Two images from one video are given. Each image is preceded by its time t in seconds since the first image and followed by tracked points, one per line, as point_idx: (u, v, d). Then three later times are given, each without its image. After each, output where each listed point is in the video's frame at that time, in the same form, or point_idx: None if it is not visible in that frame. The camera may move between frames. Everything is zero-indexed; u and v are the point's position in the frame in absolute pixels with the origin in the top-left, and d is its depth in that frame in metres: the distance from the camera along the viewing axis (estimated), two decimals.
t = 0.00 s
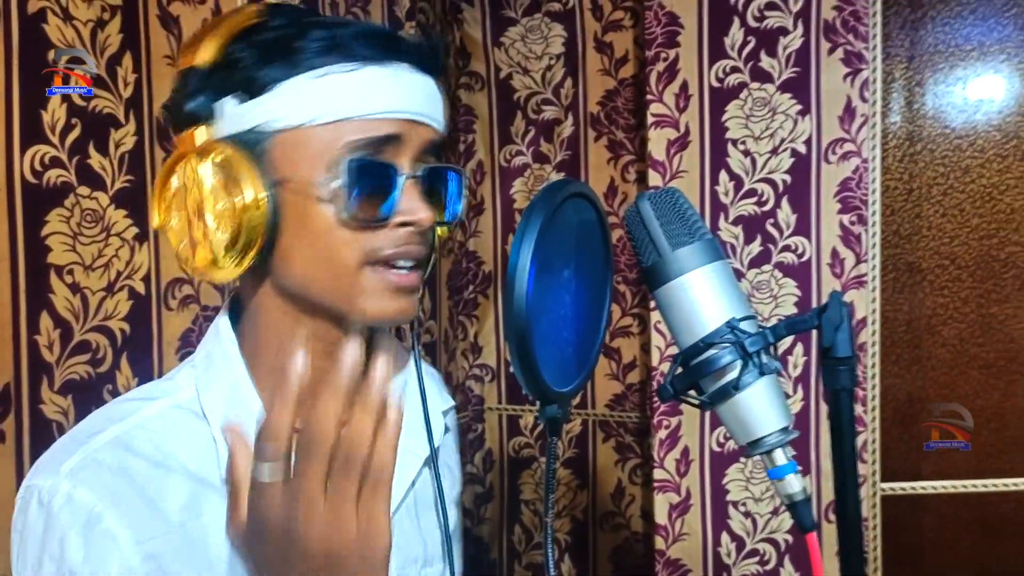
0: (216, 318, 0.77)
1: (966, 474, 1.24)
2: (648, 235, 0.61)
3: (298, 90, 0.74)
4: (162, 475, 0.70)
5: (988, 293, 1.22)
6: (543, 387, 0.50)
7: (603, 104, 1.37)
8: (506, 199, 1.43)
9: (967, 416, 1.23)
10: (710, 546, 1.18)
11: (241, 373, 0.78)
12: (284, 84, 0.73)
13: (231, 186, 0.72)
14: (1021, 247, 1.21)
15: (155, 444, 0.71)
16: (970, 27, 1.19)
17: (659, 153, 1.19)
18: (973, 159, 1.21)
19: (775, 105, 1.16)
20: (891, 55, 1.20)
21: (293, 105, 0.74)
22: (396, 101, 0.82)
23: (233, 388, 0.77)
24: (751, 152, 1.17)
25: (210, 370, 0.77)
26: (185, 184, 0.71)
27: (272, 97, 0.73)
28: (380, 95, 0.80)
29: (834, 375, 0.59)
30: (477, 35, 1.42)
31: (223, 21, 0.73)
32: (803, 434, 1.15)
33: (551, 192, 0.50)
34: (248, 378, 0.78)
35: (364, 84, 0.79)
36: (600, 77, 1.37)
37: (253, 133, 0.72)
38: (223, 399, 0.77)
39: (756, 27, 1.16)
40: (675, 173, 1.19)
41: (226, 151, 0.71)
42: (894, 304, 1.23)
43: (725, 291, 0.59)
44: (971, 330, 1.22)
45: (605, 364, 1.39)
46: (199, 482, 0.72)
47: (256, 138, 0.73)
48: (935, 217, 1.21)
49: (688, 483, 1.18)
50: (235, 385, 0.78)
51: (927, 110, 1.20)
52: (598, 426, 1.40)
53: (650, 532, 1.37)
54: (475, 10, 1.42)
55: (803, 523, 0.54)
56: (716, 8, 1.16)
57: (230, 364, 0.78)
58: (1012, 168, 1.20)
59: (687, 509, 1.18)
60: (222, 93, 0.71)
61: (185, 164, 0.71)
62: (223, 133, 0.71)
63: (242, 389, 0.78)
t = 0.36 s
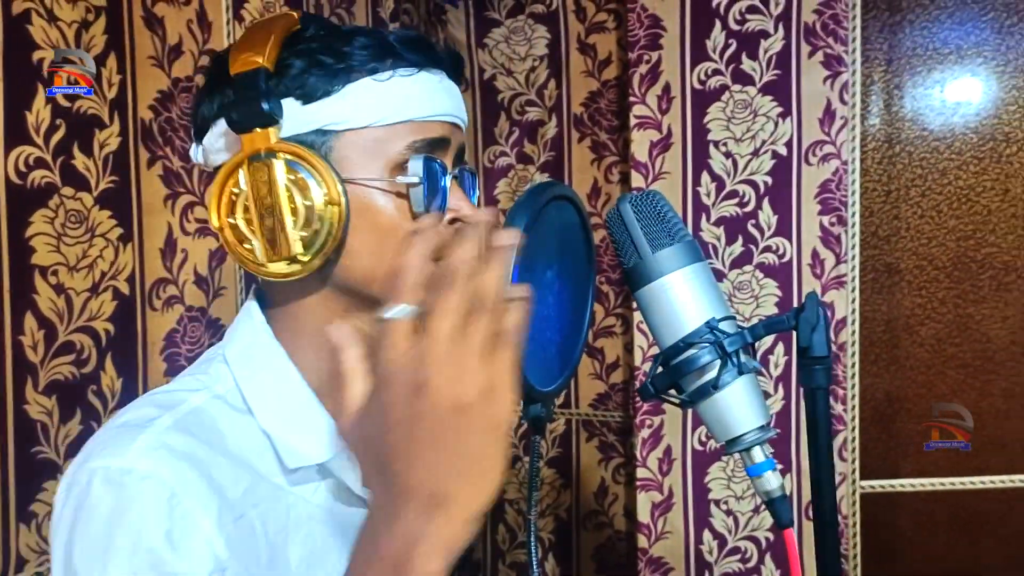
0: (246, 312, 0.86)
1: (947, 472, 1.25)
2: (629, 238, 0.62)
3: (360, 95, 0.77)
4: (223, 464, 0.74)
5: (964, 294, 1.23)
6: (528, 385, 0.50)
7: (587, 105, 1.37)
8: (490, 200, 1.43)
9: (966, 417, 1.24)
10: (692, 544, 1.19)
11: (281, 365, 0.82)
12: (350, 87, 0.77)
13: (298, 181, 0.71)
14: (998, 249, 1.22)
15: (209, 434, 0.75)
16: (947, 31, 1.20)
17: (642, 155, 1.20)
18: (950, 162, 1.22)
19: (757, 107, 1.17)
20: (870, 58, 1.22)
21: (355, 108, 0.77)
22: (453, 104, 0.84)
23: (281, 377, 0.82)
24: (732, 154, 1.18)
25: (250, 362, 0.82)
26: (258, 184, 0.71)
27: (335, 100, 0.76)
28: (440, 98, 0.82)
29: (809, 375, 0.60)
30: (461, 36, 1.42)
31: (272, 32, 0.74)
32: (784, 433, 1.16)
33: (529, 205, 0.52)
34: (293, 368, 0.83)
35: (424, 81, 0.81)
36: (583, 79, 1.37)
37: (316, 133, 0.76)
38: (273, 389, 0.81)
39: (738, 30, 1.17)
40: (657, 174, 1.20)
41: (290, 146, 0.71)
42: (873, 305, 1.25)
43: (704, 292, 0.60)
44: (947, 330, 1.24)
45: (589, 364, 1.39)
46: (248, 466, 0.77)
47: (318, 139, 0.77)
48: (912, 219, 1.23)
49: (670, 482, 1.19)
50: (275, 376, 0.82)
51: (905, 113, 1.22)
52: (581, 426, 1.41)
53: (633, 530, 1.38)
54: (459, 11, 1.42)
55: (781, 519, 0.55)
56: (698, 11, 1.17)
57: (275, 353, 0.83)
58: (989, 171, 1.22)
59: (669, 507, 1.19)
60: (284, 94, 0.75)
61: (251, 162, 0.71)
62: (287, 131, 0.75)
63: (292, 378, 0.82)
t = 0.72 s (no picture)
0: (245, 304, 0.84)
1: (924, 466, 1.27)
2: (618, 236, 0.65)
3: (329, 81, 0.80)
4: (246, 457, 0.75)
5: (942, 290, 1.25)
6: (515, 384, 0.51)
7: (570, 102, 1.38)
8: (473, 196, 1.43)
9: (967, 417, 1.26)
10: (674, 538, 1.20)
11: (295, 358, 0.82)
12: (318, 74, 0.80)
13: (289, 171, 0.74)
14: (975, 245, 1.24)
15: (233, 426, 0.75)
16: (926, 29, 1.22)
17: (625, 152, 1.21)
18: (928, 159, 1.24)
19: (739, 105, 1.18)
20: (850, 57, 1.23)
21: (327, 95, 0.80)
22: (419, 80, 0.87)
23: (298, 371, 0.82)
24: (715, 151, 1.19)
25: (265, 354, 0.81)
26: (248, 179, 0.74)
27: (307, 90, 0.79)
28: (405, 75, 0.85)
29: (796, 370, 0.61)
30: (444, 32, 1.43)
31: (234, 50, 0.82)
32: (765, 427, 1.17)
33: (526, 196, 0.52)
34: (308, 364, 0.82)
35: (388, 61, 0.84)
36: (566, 76, 1.38)
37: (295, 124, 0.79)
38: (289, 382, 0.81)
39: (720, 28, 1.18)
40: (640, 171, 1.20)
41: (278, 138, 0.74)
42: (853, 301, 1.26)
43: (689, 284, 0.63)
44: (924, 326, 1.26)
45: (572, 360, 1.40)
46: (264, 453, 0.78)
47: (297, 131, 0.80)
48: (891, 216, 1.24)
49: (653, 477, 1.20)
50: (291, 367, 0.81)
51: (884, 110, 1.23)
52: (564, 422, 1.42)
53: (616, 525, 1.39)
54: (442, 8, 1.44)
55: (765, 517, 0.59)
56: (680, 9, 1.18)
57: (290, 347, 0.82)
58: (967, 168, 1.23)
59: (653, 502, 1.20)
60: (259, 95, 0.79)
61: (240, 159, 0.75)
62: (265, 127, 0.78)
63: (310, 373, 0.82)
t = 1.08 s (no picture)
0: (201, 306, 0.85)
1: (876, 457, 1.30)
2: (591, 238, 0.63)
3: (250, 78, 0.79)
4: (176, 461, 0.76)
5: (895, 284, 1.28)
6: (491, 385, 0.51)
7: (531, 97, 1.38)
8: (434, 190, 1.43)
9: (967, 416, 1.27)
10: (636, 531, 1.21)
11: (243, 358, 0.83)
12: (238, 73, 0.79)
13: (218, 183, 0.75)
14: (927, 241, 1.27)
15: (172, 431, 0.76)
16: (880, 29, 1.24)
17: (587, 148, 1.21)
18: (882, 156, 1.26)
19: (699, 102, 1.19)
20: (807, 55, 1.25)
21: (253, 92, 0.79)
22: (343, 65, 0.85)
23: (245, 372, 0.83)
24: (676, 147, 1.20)
25: (215, 354, 0.82)
26: (179, 192, 0.75)
27: (226, 90, 0.78)
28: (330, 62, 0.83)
29: (766, 370, 0.62)
30: (404, 26, 1.43)
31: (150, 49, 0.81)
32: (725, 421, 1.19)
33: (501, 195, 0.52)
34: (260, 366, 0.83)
35: (307, 51, 0.82)
36: (527, 70, 1.38)
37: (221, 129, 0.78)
38: (236, 382, 0.82)
39: (681, 25, 1.18)
40: (601, 167, 1.20)
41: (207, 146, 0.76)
42: (810, 296, 1.28)
43: (662, 292, 0.61)
44: (878, 320, 1.28)
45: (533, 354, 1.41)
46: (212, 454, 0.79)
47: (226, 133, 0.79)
48: (846, 212, 1.27)
49: (615, 471, 1.21)
50: (239, 368, 0.82)
51: (840, 108, 1.25)
52: (525, 416, 1.42)
53: (576, 518, 1.40)
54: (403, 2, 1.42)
55: (736, 512, 0.58)
56: (642, 6, 1.18)
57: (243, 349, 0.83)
58: (919, 165, 1.26)
59: (614, 495, 1.21)
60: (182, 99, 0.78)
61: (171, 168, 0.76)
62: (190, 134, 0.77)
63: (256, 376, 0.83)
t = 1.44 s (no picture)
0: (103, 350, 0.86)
1: (826, 451, 1.33)
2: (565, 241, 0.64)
3: (165, 84, 0.77)
4: (65, 516, 0.79)
5: (841, 283, 1.30)
6: (464, 383, 0.51)
7: (483, 94, 1.39)
8: (386, 187, 1.42)
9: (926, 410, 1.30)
10: (590, 527, 1.22)
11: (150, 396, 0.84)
12: (125, 91, 0.76)
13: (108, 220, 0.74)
14: (870, 241, 1.30)
15: (59, 487, 0.79)
16: (826, 32, 1.27)
17: (541, 147, 1.21)
18: (827, 158, 1.29)
19: (651, 102, 1.20)
20: (756, 56, 1.27)
21: (137, 115, 0.76)
22: (259, 76, 0.81)
23: (143, 410, 0.84)
24: (629, 147, 1.21)
25: (111, 395, 0.84)
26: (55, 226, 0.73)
27: (138, 95, 0.76)
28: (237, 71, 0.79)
29: (736, 370, 0.65)
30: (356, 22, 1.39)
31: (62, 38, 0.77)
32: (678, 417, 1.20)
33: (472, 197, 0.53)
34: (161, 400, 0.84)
35: (209, 62, 0.78)
36: (479, 68, 1.38)
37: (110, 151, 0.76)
38: (135, 420, 0.84)
39: (634, 26, 1.19)
40: (556, 166, 1.21)
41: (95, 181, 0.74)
42: (759, 294, 1.30)
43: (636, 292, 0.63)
44: (824, 317, 1.31)
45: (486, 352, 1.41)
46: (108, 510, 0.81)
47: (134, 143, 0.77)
48: (794, 211, 1.29)
49: (569, 468, 1.21)
50: (143, 409, 0.84)
51: (788, 109, 1.28)
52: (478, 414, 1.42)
53: (529, 516, 1.40)
54: None
55: (709, 510, 0.60)
56: (595, 6, 1.19)
57: (140, 385, 0.84)
58: (862, 167, 1.29)
59: (568, 492, 1.22)
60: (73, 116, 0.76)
61: (48, 206, 0.73)
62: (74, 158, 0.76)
63: (153, 412, 0.84)
